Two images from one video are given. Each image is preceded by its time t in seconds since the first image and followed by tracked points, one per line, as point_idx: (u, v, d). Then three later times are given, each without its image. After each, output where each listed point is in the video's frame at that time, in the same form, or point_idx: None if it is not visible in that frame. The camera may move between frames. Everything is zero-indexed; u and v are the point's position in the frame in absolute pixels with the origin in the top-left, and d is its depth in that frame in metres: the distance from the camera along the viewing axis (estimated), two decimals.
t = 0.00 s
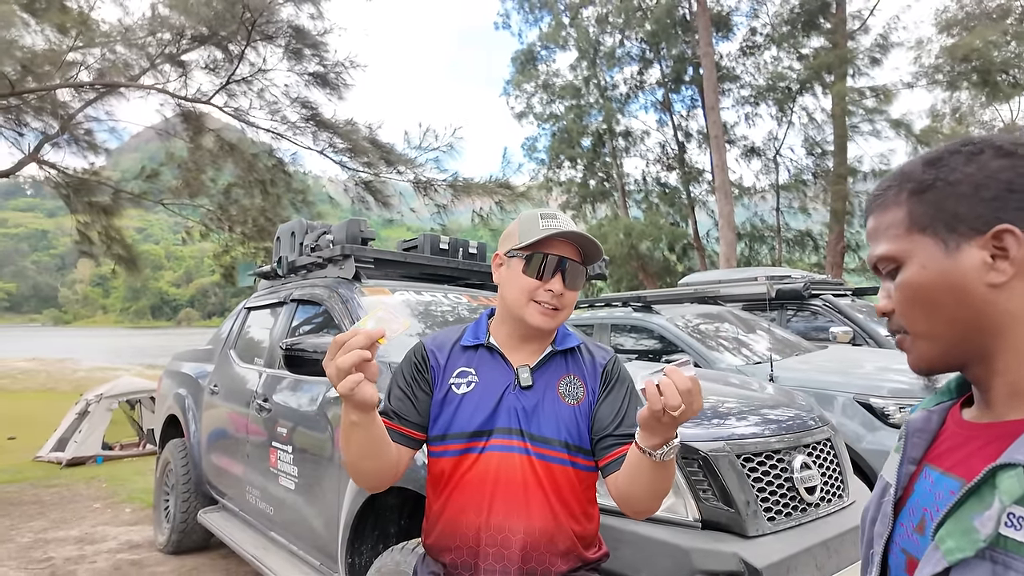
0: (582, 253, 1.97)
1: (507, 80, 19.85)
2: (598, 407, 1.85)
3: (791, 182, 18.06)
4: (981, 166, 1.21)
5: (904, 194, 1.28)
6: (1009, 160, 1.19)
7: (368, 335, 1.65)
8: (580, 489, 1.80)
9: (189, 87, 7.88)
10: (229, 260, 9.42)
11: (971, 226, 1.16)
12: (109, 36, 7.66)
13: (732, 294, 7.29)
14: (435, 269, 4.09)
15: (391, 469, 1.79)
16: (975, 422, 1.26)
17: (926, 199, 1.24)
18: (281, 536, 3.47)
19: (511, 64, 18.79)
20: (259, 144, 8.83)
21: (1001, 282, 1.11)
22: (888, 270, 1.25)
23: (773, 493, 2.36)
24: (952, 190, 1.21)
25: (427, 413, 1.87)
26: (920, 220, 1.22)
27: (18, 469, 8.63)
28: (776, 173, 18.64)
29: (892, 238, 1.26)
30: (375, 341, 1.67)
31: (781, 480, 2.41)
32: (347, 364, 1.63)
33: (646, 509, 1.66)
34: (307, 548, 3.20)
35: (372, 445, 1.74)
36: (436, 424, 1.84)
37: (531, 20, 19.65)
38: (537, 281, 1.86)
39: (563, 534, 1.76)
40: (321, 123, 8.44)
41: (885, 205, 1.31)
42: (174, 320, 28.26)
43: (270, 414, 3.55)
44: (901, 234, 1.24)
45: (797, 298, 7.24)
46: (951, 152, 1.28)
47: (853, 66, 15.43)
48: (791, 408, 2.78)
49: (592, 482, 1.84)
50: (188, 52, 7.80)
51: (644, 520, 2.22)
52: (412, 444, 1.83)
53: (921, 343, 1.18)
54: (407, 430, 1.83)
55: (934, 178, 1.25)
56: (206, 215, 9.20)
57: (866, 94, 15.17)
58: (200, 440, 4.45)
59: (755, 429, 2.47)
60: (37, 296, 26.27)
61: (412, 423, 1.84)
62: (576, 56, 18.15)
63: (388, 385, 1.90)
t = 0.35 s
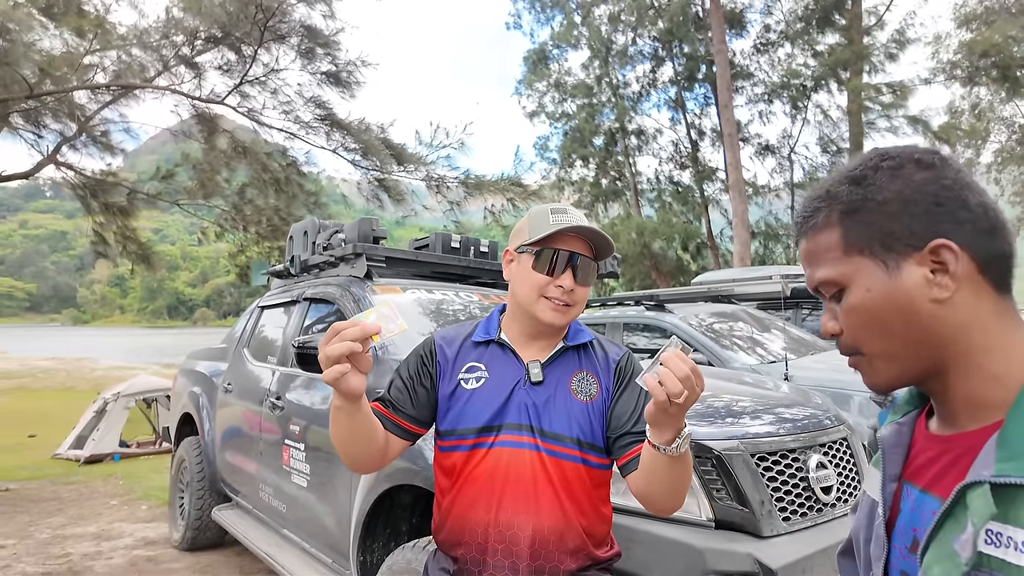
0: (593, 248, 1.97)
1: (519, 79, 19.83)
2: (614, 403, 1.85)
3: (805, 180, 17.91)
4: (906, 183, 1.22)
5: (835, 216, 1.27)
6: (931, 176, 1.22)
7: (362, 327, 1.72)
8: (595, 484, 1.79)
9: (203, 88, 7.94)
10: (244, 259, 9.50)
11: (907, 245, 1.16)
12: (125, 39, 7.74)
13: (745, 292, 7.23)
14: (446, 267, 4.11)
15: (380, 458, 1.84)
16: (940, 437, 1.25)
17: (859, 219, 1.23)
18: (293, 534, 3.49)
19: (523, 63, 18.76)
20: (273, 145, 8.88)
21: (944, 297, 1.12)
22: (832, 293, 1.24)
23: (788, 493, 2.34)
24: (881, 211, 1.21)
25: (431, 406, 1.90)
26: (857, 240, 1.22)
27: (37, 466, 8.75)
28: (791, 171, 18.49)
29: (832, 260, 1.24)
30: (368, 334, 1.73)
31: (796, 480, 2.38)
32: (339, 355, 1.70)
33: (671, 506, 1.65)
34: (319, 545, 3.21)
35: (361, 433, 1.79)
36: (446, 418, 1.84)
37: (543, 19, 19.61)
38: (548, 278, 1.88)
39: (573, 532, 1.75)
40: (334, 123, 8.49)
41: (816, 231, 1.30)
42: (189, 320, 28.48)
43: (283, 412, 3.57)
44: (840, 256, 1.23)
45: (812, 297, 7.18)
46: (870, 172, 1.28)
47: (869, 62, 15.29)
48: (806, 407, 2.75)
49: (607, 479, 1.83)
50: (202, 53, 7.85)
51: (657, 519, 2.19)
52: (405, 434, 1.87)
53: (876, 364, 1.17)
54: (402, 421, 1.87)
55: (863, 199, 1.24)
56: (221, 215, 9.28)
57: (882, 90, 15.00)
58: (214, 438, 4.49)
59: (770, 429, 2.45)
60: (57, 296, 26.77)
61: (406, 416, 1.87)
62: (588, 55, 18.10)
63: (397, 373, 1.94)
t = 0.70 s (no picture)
0: (581, 235, 2.00)
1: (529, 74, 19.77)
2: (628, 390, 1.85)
3: (818, 174, 17.74)
4: (761, 291, 1.19)
5: (699, 323, 1.23)
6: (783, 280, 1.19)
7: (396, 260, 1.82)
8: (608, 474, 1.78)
9: (214, 86, 7.98)
10: (256, 257, 9.58)
11: (769, 355, 1.13)
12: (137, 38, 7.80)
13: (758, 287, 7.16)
14: (456, 263, 4.11)
15: (353, 380, 1.92)
16: (862, 531, 1.22)
17: (720, 329, 1.20)
18: (305, 527, 3.52)
19: (532, 59, 18.70)
20: (283, 142, 8.91)
21: (810, 405, 1.11)
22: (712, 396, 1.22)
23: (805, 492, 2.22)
24: (741, 320, 1.17)
25: (432, 376, 1.98)
26: (725, 351, 1.18)
27: (55, 461, 8.88)
28: (804, 165, 18.32)
29: (704, 369, 1.22)
30: (395, 278, 1.82)
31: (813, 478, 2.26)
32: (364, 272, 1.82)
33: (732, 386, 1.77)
34: (330, 539, 3.24)
35: (344, 350, 1.88)
36: (457, 405, 1.86)
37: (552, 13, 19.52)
38: (532, 268, 1.91)
39: (582, 526, 1.74)
40: (344, 118, 8.53)
41: (685, 336, 1.26)
42: (203, 317, 28.56)
43: (295, 407, 3.60)
44: (712, 365, 1.20)
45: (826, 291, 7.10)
46: (729, 277, 1.24)
47: (883, 54, 15.13)
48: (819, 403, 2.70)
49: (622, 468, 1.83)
50: (213, 51, 7.86)
51: (667, 512, 2.13)
52: (386, 377, 1.93)
53: (766, 470, 1.17)
54: (391, 364, 1.93)
55: (722, 308, 1.20)
56: (233, 212, 9.34)
57: (897, 82, 14.84)
58: (226, 433, 4.52)
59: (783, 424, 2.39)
60: (74, 293, 27.15)
61: (397, 363, 1.94)
62: (598, 49, 18.01)
63: (401, 334, 2.02)
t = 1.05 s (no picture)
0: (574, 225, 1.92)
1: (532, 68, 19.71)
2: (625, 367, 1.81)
3: (823, 168, 17.70)
4: (648, 500, 0.96)
5: (597, 532, 1.00)
6: (662, 481, 0.97)
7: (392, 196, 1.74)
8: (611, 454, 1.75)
9: (217, 81, 7.98)
10: (259, 252, 9.61)
11: (669, 557, 0.93)
12: (140, 34, 7.81)
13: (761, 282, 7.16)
14: (458, 258, 4.11)
15: (351, 331, 1.85)
16: None
17: (620, 537, 0.97)
18: (307, 521, 3.54)
19: (535, 53, 18.63)
20: (286, 137, 8.90)
21: None
22: None
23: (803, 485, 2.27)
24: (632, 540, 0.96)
25: (435, 368, 1.92)
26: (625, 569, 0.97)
27: (61, 455, 8.94)
28: (808, 159, 18.27)
29: None
30: (391, 219, 1.73)
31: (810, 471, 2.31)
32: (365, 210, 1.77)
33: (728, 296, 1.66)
34: (333, 532, 3.25)
35: (343, 296, 1.81)
36: (456, 394, 1.83)
37: (555, 7, 19.45)
38: (525, 259, 1.83)
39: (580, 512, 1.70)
40: (346, 112, 8.52)
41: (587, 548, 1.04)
42: (207, 312, 28.59)
43: (298, 402, 3.62)
44: None
45: (829, 286, 7.08)
46: (610, 482, 1.01)
47: (889, 47, 15.09)
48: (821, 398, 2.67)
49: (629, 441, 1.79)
50: (215, 46, 7.86)
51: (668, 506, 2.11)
52: (396, 349, 1.88)
53: None
54: (403, 331, 1.89)
55: (611, 508, 0.98)
56: (236, 208, 9.36)
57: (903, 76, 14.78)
58: (230, 428, 4.55)
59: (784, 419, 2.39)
60: (78, 288, 27.29)
61: (409, 342, 1.89)
62: (601, 43, 17.97)
63: (411, 316, 1.97)
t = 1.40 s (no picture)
0: (562, 219, 1.92)
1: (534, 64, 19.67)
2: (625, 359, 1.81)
3: (826, 163, 17.65)
4: None
5: None
6: None
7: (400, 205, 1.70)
8: (613, 446, 1.75)
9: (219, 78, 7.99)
10: (262, 249, 9.62)
11: None
12: (142, 32, 7.83)
13: (763, 279, 7.15)
14: (460, 255, 4.13)
15: (352, 341, 1.84)
16: None
17: None
18: (310, 517, 3.56)
19: (537, 49, 18.60)
20: (288, 134, 8.90)
21: None
22: None
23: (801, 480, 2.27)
24: None
25: (434, 368, 1.91)
26: None
27: (66, 451, 8.97)
28: (812, 155, 18.20)
29: None
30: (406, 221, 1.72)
31: (809, 466, 2.31)
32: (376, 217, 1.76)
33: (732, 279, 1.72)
34: (335, 528, 3.27)
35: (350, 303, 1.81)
36: (456, 395, 1.82)
37: (558, 3, 19.41)
38: (521, 255, 1.82)
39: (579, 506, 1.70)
40: (349, 110, 8.53)
41: None
42: (210, 309, 28.58)
43: (300, 398, 3.63)
44: None
45: (832, 283, 7.07)
46: None
47: (892, 42, 15.06)
48: (823, 394, 2.67)
49: (629, 431, 1.80)
50: (218, 43, 7.87)
51: (667, 501, 2.11)
52: (395, 360, 1.88)
53: None
54: (399, 344, 1.88)
55: None
56: (239, 205, 9.38)
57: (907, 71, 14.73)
58: (233, 424, 4.57)
59: (786, 414, 2.38)
60: (82, 285, 27.44)
61: (406, 345, 1.89)
62: (604, 39, 17.95)
63: (404, 321, 1.95)
